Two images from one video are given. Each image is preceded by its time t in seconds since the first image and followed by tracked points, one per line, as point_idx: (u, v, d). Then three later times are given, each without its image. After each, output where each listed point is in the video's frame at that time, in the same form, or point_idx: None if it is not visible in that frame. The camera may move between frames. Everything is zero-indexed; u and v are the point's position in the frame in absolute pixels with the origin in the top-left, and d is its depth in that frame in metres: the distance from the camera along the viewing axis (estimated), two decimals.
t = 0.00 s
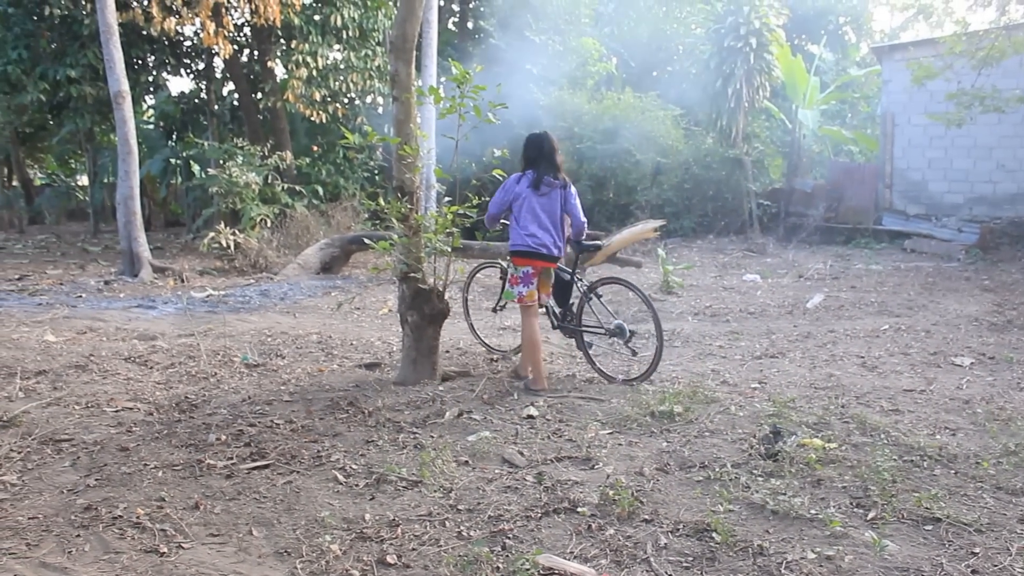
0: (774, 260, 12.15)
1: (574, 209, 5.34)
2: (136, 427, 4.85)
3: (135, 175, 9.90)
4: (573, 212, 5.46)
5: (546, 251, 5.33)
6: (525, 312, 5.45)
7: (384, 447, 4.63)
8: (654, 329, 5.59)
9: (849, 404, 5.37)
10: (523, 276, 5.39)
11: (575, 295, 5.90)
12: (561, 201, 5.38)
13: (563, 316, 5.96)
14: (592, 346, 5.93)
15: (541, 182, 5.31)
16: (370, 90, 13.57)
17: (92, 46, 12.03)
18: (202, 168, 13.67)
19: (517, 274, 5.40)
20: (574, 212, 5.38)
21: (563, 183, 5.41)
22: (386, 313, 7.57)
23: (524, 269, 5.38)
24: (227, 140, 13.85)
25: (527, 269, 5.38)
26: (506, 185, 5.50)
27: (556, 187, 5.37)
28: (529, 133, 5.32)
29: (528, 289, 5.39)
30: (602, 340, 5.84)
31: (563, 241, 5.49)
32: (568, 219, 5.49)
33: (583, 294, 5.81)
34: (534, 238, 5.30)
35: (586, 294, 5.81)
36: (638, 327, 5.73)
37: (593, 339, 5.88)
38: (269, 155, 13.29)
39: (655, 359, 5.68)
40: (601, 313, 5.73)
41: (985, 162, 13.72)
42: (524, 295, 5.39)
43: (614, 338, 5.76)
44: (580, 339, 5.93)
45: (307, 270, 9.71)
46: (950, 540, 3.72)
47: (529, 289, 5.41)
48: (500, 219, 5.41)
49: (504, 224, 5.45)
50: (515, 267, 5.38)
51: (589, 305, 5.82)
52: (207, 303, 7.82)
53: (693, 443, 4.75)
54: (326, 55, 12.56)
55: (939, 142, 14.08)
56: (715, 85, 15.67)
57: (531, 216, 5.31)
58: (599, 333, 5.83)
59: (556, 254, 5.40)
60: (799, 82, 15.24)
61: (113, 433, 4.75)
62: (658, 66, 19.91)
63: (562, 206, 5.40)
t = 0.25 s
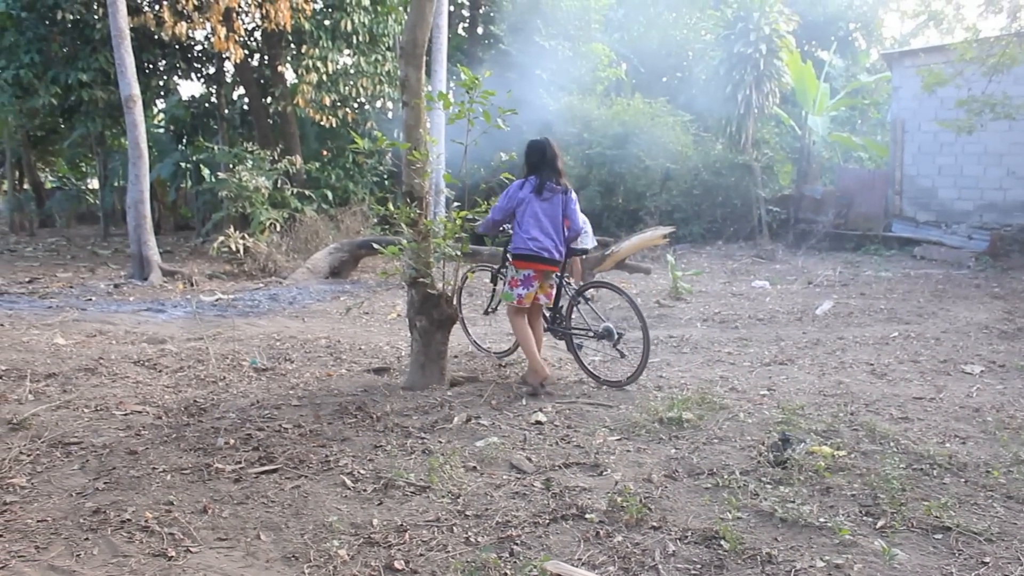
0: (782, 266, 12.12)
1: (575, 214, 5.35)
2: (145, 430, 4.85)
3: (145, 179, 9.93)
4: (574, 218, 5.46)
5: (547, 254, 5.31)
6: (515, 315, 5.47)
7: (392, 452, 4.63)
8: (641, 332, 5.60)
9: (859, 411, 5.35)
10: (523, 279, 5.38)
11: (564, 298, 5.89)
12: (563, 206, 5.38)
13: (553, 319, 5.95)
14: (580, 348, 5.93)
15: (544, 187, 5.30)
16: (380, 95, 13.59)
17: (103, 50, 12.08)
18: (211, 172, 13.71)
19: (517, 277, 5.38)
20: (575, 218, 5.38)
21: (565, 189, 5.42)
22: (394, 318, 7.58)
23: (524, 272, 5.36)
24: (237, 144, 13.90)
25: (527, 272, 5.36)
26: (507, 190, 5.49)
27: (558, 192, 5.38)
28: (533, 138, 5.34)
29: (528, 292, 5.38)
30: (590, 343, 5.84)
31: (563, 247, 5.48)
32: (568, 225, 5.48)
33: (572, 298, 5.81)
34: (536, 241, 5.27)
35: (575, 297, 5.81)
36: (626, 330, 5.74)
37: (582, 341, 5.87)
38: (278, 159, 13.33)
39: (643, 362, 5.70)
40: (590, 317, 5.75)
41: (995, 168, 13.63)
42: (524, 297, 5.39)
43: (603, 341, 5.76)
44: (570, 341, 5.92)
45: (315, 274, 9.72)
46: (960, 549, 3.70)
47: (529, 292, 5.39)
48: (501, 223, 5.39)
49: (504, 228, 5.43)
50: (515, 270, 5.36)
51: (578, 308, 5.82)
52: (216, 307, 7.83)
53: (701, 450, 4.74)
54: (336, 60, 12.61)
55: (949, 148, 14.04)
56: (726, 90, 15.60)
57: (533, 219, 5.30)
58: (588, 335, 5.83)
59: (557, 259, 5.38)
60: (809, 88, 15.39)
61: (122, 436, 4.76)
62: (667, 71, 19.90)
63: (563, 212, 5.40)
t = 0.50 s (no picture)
0: (788, 272, 12.11)
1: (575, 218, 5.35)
2: (151, 435, 4.86)
3: (152, 183, 9.95)
4: (573, 223, 5.47)
5: (546, 255, 5.28)
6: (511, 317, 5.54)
7: (398, 457, 4.63)
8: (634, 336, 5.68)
9: (865, 418, 5.33)
10: (520, 279, 5.37)
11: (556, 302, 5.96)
12: (564, 210, 5.39)
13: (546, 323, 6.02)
14: (572, 351, 6.01)
15: (547, 189, 5.32)
16: (387, 100, 13.60)
17: (111, 55, 12.11)
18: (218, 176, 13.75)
19: (515, 277, 5.36)
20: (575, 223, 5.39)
21: (566, 194, 5.44)
22: (400, 323, 7.58)
23: (521, 272, 5.35)
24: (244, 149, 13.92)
25: (525, 272, 5.33)
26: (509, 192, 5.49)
27: (560, 196, 5.39)
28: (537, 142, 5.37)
29: (525, 292, 5.38)
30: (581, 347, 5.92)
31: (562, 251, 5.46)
32: (567, 231, 5.48)
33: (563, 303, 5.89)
34: (536, 242, 5.24)
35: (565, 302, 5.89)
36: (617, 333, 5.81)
37: (575, 345, 5.94)
38: (284, 164, 13.35)
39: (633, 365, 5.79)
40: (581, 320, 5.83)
41: (1002, 174, 13.50)
42: (519, 296, 5.38)
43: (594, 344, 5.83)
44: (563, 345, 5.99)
45: (321, 279, 9.74)
46: (968, 556, 3.68)
47: (525, 292, 5.38)
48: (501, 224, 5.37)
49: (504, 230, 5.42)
50: (513, 269, 5.34)
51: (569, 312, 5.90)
52: (222, 311, 7.84)
53: (707, 456, 4.73)
54: (342, 65, 12.63)
55: (956, 154, 14.00)
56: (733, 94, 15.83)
57: (534, 220, 5.29)
58: (580, 339, 5.90)
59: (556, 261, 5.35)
60: (815, 95, 15.00)
61: (128, 441, 4.76)
62: (673, 76, 19.88)
63: (564, 216, 5.40)
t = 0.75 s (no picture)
0: (790, 276, 12.11)
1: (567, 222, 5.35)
2: (153, 438, 4.86)
3: (155, 186, 9.96)
4: (565, 228, 5.46)
5: (536, 258, 5.26)
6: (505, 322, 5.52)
7: (400, 461, 4.62)
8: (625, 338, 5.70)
9: (868, 422, 5.33)
10: (511, 281, 5.35)
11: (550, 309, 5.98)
12: (555, 215, 5.39)
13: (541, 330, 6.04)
14: (568, 357, 6.02)
15: (538, 193, 5.33)
16: (389, 104, 13.62)
17: (114, 59, 12.13)
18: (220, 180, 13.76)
19: (506, 280, 5.35)
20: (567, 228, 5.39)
21: (557, 200, 5.45)
22: (402, 327, 7.59)
23: (512, 274, 5.33)
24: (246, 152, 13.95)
25: (516, 275, 5.32)
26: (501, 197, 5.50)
27: (551, 201, 5.41)
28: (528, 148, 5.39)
29: (515, 294, 5.35)
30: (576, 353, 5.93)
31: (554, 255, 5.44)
32: (559, 236, 5.47)
33: (554, 309, 5.92)
34: (527, 244, 5.23)
35: (557, 308, 5.92)
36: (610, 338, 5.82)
37: (569, 351, 5.95)
38: (286, 167, 13.37)
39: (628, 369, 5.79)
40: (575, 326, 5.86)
41: (1004, 178, 13.44)
42: (511, 299, 5.34)
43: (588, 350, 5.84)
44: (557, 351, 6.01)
45: (323, 282, 9.75)
46: (971, 561, 3.67)
47: (516, 295, 5.35)
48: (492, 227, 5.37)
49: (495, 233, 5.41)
50: (504, 272, 5.32)
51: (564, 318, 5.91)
52: (224, 315, 7.84)
53: (710, 460, 4.72)
54: (345, 69, 12.66)
55: (958, 158, 13.95)
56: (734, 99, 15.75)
57: (525, 223, 5.28)
58: (573, 344, 5.91)
59: (547, 265, 5.33)
60: (818, 99, 15.19)
61: (130, 444, 4.76)
62: (675, 81, 19.90)
63: (555, 221, 5.40)
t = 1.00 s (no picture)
0: (785, 279, 12.13)
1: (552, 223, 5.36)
2: (147, 441, 4.85)
3: (150, 188, 9.94)
4: (549, 229, 5.47)
5: (523, 259, 5.26)
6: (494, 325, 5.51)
7: (394, 463, 4.62)
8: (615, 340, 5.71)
9: (862, 425, 5.34)
10: (496, 283, 5.35)
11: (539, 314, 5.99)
12: (540, 216, 5.40)
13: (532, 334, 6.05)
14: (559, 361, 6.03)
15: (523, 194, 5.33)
16: (384, 105, 13.62)
17: (108, 60, 12.11)
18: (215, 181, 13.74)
19: (491, 282, 5.34)
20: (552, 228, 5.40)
21: (541, 200, 5.45)
22: (397, 329, 7.59)
23: (498, 276, 5.33)
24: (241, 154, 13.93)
25: (502, 276, 5.32)
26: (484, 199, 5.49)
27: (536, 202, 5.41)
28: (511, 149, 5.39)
29: (502, 296, 5.35)
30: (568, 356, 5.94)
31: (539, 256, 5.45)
32: (544, 237, 5.48)
33: (543, 314, 5.93)
34: (513, 246, 5.23)
35: (546, 313, 5.93)
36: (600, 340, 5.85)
37: (560, 354, 5.96)
38: (281, 169, 13.35)
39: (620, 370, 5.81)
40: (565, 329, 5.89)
41: (998, 181, 13.52)
42: (496, 301, 5.35)
43: (578, 353, 5.87)
44: (547, 354, 6.02)
45: (318, 284, 9.74)
46: (964, 563, 3.68)
47: (503, 296, 5.35)
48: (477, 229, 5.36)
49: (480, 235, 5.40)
50: (490, 274, 5.31)
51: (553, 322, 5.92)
52: (219, 317, 7.83)
53: (704, 463, 4.73)
54: (340, 71, 12.65)
55: (953, 161, 14.00)
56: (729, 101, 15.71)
57: (509, 224, 5.28)
58: (563, 348, 5.93)
59: (533, 266, 5.34)
60: (813, 102, 15.25)
61: (124, 447, 4.75)
62: (670, 83, 19.92)
63: (540, 221, 5.41)
